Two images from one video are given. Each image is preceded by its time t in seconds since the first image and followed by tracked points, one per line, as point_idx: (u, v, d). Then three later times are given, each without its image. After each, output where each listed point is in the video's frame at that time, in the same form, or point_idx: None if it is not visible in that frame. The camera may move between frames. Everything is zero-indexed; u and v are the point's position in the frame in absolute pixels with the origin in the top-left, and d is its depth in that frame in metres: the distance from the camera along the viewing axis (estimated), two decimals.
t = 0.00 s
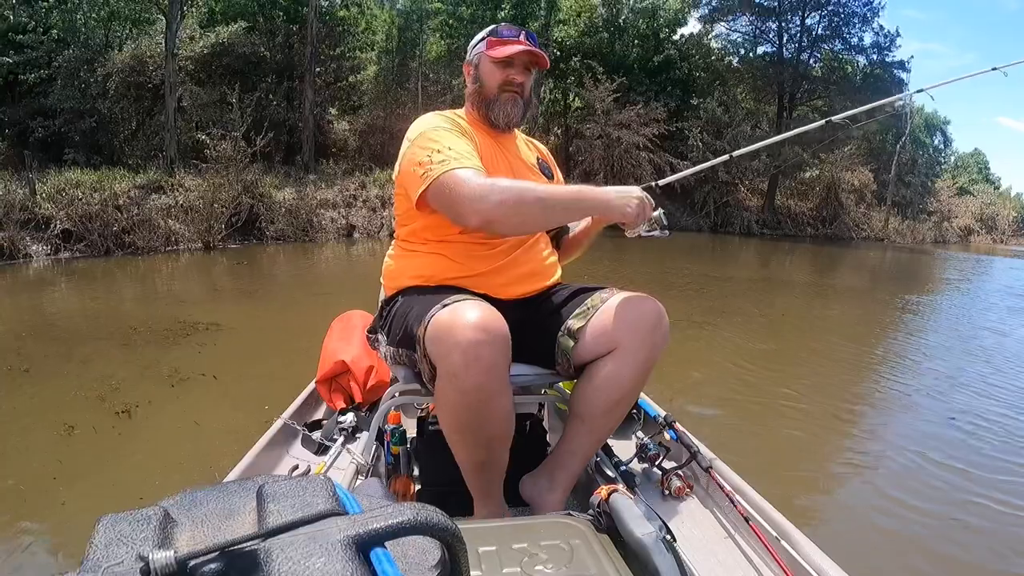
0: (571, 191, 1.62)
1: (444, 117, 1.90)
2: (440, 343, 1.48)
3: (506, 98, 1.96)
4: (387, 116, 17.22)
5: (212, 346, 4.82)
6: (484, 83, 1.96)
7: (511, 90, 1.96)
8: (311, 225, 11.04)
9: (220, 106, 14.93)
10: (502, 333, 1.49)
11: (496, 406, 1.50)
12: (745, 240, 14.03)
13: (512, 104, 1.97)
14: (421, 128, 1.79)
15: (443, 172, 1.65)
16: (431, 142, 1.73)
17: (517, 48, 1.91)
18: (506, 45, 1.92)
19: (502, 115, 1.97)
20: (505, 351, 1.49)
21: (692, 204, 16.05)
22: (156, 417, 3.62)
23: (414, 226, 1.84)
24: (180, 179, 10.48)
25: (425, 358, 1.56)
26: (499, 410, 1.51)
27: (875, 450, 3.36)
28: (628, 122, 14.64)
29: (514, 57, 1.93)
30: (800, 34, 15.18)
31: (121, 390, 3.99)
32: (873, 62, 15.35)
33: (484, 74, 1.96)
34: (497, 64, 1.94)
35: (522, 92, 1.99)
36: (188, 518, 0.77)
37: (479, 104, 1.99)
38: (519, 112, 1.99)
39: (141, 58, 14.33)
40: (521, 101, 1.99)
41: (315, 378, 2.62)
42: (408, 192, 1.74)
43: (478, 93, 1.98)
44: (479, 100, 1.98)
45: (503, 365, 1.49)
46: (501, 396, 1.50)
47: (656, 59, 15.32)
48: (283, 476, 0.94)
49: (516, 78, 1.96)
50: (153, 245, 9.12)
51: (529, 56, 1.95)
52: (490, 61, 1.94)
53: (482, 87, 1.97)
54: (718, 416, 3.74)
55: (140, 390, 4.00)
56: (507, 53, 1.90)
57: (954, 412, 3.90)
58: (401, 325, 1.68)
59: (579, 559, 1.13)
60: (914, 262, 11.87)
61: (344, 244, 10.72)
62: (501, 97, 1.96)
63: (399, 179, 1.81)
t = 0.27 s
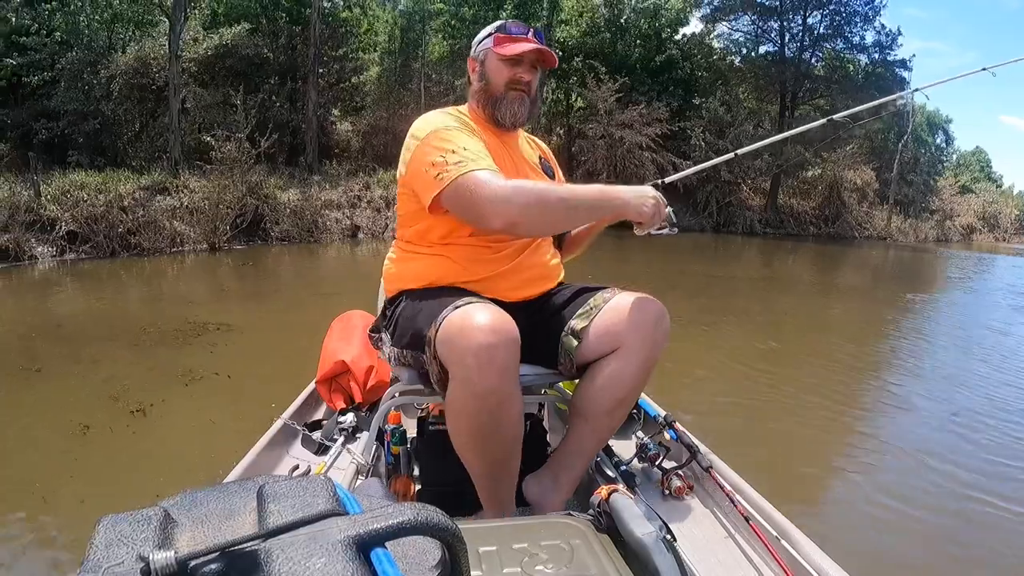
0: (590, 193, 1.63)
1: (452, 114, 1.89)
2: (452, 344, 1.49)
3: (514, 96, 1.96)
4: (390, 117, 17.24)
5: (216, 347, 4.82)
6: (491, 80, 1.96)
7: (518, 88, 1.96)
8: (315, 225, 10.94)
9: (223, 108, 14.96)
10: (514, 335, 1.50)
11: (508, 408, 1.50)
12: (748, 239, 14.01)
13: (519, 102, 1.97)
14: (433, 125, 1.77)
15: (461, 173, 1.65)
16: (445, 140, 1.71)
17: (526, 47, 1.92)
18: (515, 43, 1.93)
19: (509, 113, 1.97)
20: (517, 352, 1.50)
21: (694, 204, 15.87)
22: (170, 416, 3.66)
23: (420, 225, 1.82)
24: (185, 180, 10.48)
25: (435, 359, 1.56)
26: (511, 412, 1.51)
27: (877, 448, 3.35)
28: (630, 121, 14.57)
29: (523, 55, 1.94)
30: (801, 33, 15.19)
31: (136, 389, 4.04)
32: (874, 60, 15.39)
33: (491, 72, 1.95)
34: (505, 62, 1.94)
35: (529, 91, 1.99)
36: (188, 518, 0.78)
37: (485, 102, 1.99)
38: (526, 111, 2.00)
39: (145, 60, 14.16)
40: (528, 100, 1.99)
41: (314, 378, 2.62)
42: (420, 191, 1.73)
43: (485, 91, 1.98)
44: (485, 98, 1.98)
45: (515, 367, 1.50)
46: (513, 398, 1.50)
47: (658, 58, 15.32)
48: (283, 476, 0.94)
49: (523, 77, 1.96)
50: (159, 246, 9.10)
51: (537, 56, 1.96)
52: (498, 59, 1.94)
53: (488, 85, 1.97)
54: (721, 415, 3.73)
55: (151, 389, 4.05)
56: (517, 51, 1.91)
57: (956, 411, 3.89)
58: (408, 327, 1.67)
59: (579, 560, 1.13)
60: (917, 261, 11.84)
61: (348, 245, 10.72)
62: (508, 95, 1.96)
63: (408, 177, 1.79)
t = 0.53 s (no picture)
0: (605, 187, 1.66)
1: (446, 113, 1.87)
2: (492, 346, 1.49)
3: (504, 93, 1.96)
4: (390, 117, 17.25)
5: (217, 349, 4.83)
6: (481, 78, 1.96)
7: (508, 85, 1.96)
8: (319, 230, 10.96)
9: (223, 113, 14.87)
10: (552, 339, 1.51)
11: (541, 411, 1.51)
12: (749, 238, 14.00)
13: (510, 99, 1.97)
14: (433, 125, 1.75)
15: (471, 173, 1.64)
16: (448, 140, 1.70)
17: (516, 43, 1.91)
18: (503, 39, 1.92)
19: (499, 110, 1.98)
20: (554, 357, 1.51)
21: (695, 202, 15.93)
22: (184, 418, 3.68)
23: (424, 228, 1.81)
24: (187, 183, 10.48)
25: (470, 360, 1.56)
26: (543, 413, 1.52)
27: (874, 444, 3.36)
28: (630, 121, 14.58)
29: (512, 51, 1.93)
30: (800, 31, 15.17)
31: (153, 390, 4.09)
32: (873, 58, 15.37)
33: (481, 69, 1.95)
34: (494, 59, 1.94)
35: (519, 86, 1.99)
36: (188, 518, 0.77)
37: (477, 100, 1.98)
38: (516, 107, 2.00)
39: (145, 64, 14.16)
40: (518, 96, 1.99)
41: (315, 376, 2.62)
42: (425, 193, 1.71)
43: (476, 89, 1.97)
44: (476, 96, 1.98)
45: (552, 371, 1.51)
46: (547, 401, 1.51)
47: (657, 58, 15.29)
48: (282, 477, 0.94)
49: (513, 73, 1.96)
50: (162, 250, 9.11)
51: (527, 51, 1.96)
52: (487, 57, 1.93)
53: (479, 83, 1.96)
54: (720, 415, 3.73)
55: (165, 391, 4.06)
56: (506, 47, 1.90)
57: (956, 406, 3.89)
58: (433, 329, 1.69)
59: (579, 560, 1.13)
60: (918, 257, 11.83)
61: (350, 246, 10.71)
62: (498, 93, 1.95)
63: (409, 180, 1.77)
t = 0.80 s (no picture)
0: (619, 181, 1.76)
1: (448, 109, 1.86)
2: (535, 347, 1.52)
3: (502, 90, 1.97)
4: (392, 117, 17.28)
5: (218, 348, 4.82)
6: (478, 75, 1.96)
7: (506, 82, 1.97)
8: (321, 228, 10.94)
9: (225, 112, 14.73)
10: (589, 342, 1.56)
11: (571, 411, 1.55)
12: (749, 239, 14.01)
13: (508, 96, 1.98)
14: (446, 121, 1.73)
15: (497, 168, 1.66)
16: (467, 136, 1.69)
17: (517, 42, 1.92)
18: (499, 36, 1.92)
19: (497, 108, 1.98)
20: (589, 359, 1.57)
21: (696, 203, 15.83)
22: (184, 417, 3.67)
23: (436, 226, 1.80)
24: (190, 181, 10.47)
25: (505, 361, 1.58)
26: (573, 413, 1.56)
27: (875, 446, 3.36)
28: (631, 123, 14.60)
29: (508, 48, 1.93)
30: (801, 34, 15.20)
31: (165, 384, 4.14)
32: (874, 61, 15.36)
33: (479, 67, 1.95)
34: (493, 58, 1.94)
35: (516, 84, 2.00)
36: (187, 519, 0.77)
37: (474, 98, 1.98)
38: (514, 105, 2.01)
39: (148, 62, 14.07)
40: (515, 93, 2.00)
41: (315, 378, 2.61)
42: (445, 189, 1.70)
43: (473, 88, 1.97)
44: (474, 94, 1.98)
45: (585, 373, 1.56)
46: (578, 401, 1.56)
47: (659, 60, 15.28)
48: (282, 476, 0.94)
49: (512, 71, 1.97)
50: (165, 248, 9.11)
51: (526, 49, 1.97)
52: (486, 55, 1.93)
53: (477, 81, 1.96)
54: (722, 415, 3.73)
55: (177, 387, 4.09)
56: (503, 45, 1.91)
57: (956, 409, 3.89)
58: (458, 327, 1.70)
59: (579, 559, 1.13)
60: (918, 259, 11.84)
61: (352, 246, 10.72)
62: (496, 90, 1.97)
63: (422, 177, 1.74)
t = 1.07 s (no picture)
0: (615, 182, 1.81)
1: (448, 109, 1.86)
2: (550, 347, 1.53)
3: (499, 92, 1.97)
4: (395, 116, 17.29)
5: (220, 345, 4.82)
6: (475, 77, 1.96)
7: (502, 84, 1.98)
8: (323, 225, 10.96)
9: (229, 108, 14.81)
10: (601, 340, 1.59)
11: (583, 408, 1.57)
12: (749, 242, 14.03)
13: (505, 98, 1.99)
14: (449, 121, 1.73)
15: (504, 167, 1.67)
16: (472, 136, 1.70)
17: (514, 44, 1.92)
18: (496, 38, 1.92)
19: (494, 110, 1.98)
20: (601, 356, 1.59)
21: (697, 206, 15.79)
22: (184, 414, 3.67)
23: (440, 226, 1.80)
24: (193, 178, 10.46)
25: (519, 361, 1.58)
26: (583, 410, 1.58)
27: (875, 449, 3.37)
28: (633, 125, 14.61)
29: (505, 51, 1.94)
30: (805, 37, 15.26)
31: (177, 377, 4.20)
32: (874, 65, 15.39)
33: (476, 68, 1.95)
34: (490, 59, 1.94)
35: (511, 86, 2.01)
36: (187, 518, 0.77)
37: (471, 99, 1.98)
38: (510, 106, 2.02)
39: (152, 58, 14.21)
40: (511, 95, 2.01)
41: (315, 378, 2.61)
42: (452, 189, 1.70)
43: (470, 89, 1.97)
44: (470, 96, 1.98)
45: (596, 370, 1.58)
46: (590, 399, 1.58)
47: (662, 61, 15.24)
48: (282, 475, 0.94)
49: (508, 72, 1.98)
50: (169, 244, 9.19)
51: (522, 51, 1.98)
52: (483, 57, 1.94)
53: (474, 82, 1.96)
54: (723, 416, 3.73)
55: (177, 384, 4.09)
56: (500, 47, 1.91)
57: (956, 413, 3.91)
58: (470, 326, 1.69)
59: (579, 560, 1.13)
60: (917, 264, 11.87)
61: (355, 244, 10.72)
62: (493, 92, 1.97)
63: (426, 177, 1.74)
